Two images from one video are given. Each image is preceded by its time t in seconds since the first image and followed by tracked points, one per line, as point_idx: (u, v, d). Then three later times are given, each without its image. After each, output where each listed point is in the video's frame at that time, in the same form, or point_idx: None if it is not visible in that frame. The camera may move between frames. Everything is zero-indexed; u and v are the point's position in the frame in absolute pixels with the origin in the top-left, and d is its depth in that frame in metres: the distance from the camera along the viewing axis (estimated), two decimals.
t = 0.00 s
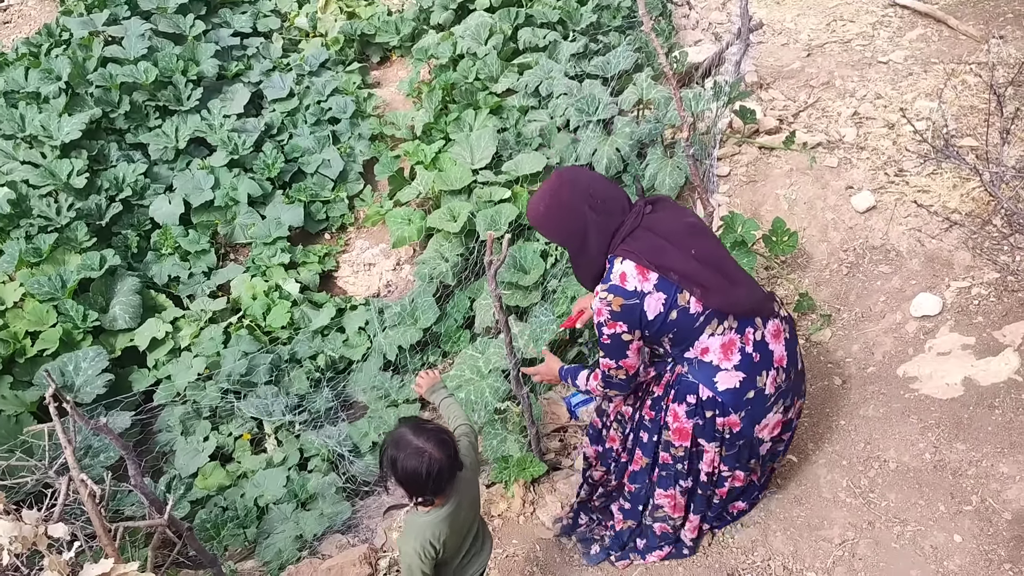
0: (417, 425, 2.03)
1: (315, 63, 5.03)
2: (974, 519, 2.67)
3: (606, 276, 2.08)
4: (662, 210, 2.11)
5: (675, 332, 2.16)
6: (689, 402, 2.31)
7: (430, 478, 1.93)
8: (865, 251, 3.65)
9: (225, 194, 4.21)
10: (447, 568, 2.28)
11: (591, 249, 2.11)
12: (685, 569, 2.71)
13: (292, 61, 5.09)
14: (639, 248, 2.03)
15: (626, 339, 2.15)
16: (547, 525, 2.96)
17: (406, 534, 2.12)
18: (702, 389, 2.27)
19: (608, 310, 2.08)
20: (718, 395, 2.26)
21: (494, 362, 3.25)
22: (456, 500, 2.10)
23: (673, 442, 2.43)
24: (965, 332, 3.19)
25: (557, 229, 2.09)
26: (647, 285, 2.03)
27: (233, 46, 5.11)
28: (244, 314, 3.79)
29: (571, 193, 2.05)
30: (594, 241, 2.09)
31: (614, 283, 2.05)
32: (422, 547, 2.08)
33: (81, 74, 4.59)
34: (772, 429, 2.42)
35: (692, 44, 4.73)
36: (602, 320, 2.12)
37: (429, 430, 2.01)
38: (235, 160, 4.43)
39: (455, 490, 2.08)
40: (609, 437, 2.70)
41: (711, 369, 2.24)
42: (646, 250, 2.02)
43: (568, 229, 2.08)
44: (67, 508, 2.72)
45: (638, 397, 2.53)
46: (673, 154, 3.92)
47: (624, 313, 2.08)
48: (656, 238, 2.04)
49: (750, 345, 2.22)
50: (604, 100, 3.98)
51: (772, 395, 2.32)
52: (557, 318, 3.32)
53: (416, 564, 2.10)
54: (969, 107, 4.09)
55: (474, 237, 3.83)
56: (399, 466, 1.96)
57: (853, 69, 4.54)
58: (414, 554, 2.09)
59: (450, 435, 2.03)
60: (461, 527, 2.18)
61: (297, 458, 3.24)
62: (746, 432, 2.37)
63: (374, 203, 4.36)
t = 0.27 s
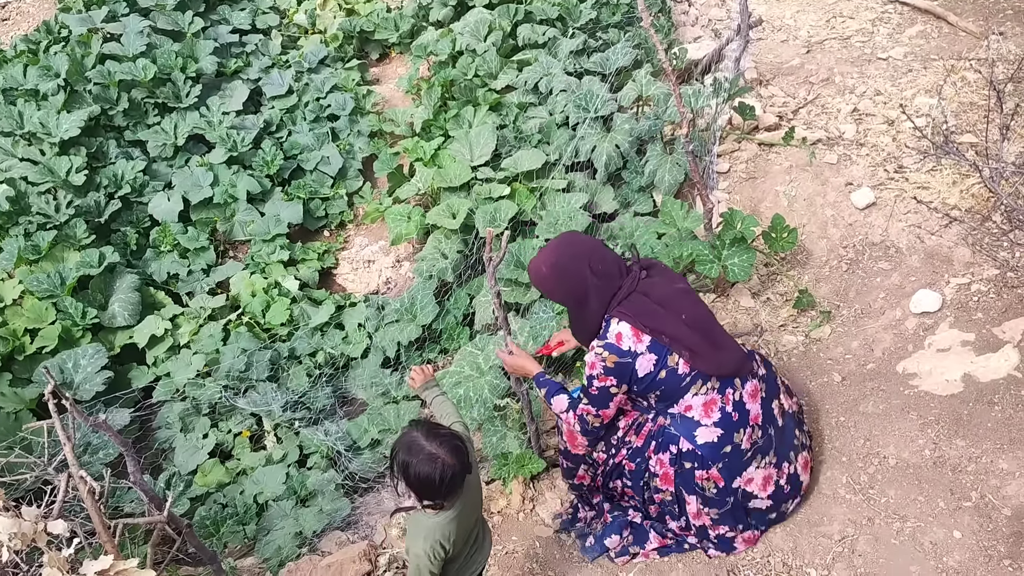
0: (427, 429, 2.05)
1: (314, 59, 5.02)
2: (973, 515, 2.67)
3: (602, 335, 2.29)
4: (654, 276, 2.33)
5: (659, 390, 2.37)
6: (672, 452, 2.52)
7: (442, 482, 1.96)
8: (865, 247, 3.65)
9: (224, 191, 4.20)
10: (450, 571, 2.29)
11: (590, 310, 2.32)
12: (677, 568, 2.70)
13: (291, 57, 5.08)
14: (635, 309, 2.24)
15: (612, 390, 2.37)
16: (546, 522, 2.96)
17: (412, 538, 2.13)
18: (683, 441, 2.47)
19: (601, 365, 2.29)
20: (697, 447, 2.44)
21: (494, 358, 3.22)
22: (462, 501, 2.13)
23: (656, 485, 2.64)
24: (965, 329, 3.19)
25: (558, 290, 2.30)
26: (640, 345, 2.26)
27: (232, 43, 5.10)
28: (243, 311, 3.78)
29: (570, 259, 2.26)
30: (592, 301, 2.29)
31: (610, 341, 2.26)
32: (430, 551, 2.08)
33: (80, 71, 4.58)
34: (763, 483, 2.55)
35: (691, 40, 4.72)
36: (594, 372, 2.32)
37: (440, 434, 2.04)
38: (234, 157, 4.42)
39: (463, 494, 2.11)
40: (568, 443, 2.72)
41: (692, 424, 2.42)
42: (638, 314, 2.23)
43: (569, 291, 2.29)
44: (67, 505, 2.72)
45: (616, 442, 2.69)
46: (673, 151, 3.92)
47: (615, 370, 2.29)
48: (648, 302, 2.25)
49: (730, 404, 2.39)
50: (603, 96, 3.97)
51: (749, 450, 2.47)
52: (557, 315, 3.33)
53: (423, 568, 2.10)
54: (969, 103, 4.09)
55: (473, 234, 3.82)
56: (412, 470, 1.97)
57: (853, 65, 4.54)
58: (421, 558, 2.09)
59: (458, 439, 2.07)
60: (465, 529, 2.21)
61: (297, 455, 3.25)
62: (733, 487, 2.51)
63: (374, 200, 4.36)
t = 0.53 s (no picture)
0: (428, 427, 2.05)
1: (313, 57, 5.02)
2: (972, 512, 2.67)
3: (614, 383, 2.37)
4: (668, 331, 2.44)
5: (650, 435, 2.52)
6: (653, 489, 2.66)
7: (441, 481, 1.96)
8: (864, 245, 3.65)
9: (223, 188, 4.20)
10: (456, 567, 2.30)
11: (604, 358, 2.39)
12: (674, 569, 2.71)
13: (290, 55, 5.08)
14: (648, 365, 2.34)
15: (609, 430, 2.51)
16: (546, 519, 2.97)
17: (416, 535, 2.13)
18: (667, 480, 2.63)
19: (609, 412, 2.42)
20: (678, 485, 2.61)
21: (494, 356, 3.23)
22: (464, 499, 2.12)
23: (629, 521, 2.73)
24: (964, 326, 3.19)
25: (577, 334, 2.36)
26: (649, 401, 2.38)
27: (231, 40, 5.09)
28: (242, 309, 3.78)
29: (595, 308, 2.33)
30: (609, 351, 2.37)
31: (622, 393, 2.36)
32: (432, 549, 2.09)
33: (79, 69, 4.58)
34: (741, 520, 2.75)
35: (690, 38, 4.72)
36: (600, 416, 2.44)
37: (441, 433, 2.03)
38: (234, 155, 4.42)
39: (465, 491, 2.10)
40: (545, 459, 2.82)
41: (678, 464, 2.59)
42: (652, 368, 2.34)
43: (588, 337, 2.36)
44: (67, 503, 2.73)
45: (597, 469, 2.79)
46: (672, 149, 3.92)
47: (621, 416, 2.42)
48: (661, 358, 2.36)
49: (713, 450, 2.60)
50: (602, 94, 3.99)
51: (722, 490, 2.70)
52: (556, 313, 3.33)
53: (426, 565, 2.11)
54: (968, 101, 4.09)
55: (472, 232, 3.82)
56: (412, 470, 1.97)
57: (852, 63, 4.54)
58: (423, 555, 2.10)
59: (460, 438, 2.06)
60: (469, 527, 2.20)
61: (296, 453, 3.24)
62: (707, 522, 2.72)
63: (373, 198, 4.36)
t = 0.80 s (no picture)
0: (430, 422, 2.05)
1: (311, 56, 5.01)
2: (970, 510, 2.67)
3: (612, 388, 2.39)
4: (665, 335, 2.44)
5: (650, 439, 2.51)
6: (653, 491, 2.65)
7: (437, 475, 1.96)
8: (861, 243, 3.65)
9: (221, 188, 4.19)
10: (453, 566, 2.30)
11: (600, 363, 2.40)
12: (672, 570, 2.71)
13: (287, 54, 5.07)
14: (643, 371, 2.35)
15: (611, 440, 2.50)
16: (544, 518, 2.97)
17: (413, 530, 2.13)
18: (666, 482, 2.62)
19: (608, 419, 2.42)
20: (678, 487, 2.62)
21: (492, 355, 3.23)
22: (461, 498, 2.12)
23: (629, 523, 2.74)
24: (961, 325, 3.20)
25: (573, 339, 2.38)
26: (647, 407, 2.38)
27: (228, 40, 5.09)
28: (240, 308, 3.77)
29: (591, 314, 2.33)
30: (604, 357, 2.38)
31: (619, 399, 2.37)
32: (427, 545, 2.08)
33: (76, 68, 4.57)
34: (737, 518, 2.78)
35: (688, 37, 4.72)
36: (600, 424, 2.44)
37: (442, 428, 2.03)
38: (231, 154, 4.41)
39: (462, 489, 2.10)
40: (545, 464, 2.76)
41: (677, 466, 2.59)
42: (648, 373, 2.35)
43: (583, 343, 2.37)
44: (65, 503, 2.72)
45: (597, 473, 2.77)
46: (670, 147, 3.92)
47: (620, 423, 2.42)
48: (658, 362, 2.37)
49: (711, 451, 2.61)
50: (599, 93, 4.00)
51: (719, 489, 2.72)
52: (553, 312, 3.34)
53: (420, 561, 2.10)
54: (965, 99, 4.09)
55: (470, 231, 3.82)
56: (409, 463, 1.98)
57: (850, 61, 4.54)
58: (418, 551, 2.10)
59: (459, 436, 2.06)
60: (466, 526, 2.20)
61: (294, 452, 3.23)
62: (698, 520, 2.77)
63: (370, 198, 4.36)
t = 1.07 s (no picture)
0: (440, 420, 2.09)
1: (308, 56, 5.01)
2: (967, 508, 2.68)
3: (615, 386, 2.38)
4: (665, 334, 2.47)
5: (651, 438, 2.51)
6: (654, 489, 2.67)
7: (431, 471, 1.99)
8: (859, 242, 3.66)
9: (218, 187, 4.19)
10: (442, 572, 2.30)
11: (603, 362, 2.40)
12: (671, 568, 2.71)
13: (284, 54, 5.07)
14: (646, 368, 2.36)
15: (612, 438, 2.49)
16: (542, 518, 2.97)
17: (405, 524, 2.16)
18: (667, 481, 2.63)
19: (610, 417, 2.40)
20: (678, 487, 2.62)
21: (489, 355, 3.23)
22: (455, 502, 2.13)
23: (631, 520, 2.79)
24: (958, 324, 3.20)
25: (576, 338, 2.38)
26: (650, 405, 2.38)
27: (225, 39, 5.08)
28: (237, 309, 3.77)
29: (594, 312, 2.36)
30: (607, 355, 2.39)
31: (623, 396, 2.36)
32: (413, 540, 2.10)
33: (73, 67, 4.57)
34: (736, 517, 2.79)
35: (685, 36, 4.73)
36: (602, 421, 2.43)
37: (449, 428, 2.07)
38: (228, 154, 4.41)
39: (459, 493, 2.11)
40: (544, 464, 2.75)
41: (678, 465, 2.59)
42: (651, 371, 2.36)
43: (587, 342, 2.37)
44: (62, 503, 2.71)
45: (597, 473, 2.79)
46: (667, 147, 3.92)
47: (622, 421, 2.42)
48: (660, 361, 2.39)
49: (711, 450, 2.61)
50: (597, 93, 4.00)
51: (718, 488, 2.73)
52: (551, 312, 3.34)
53: (405, 556, 2.12)
54: (962, 99, 4.09)
55: (467, 230, 3.82)
56: (408, 454, 2.02)
57: (847, 61, 4.54)
58: (405, 544, 2.12)
59: (464, 441, 2.08)
60: (459, 533, 2.20)
61: (292, 452, 3.23)
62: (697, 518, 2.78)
63: (368, 197, 4.36)
